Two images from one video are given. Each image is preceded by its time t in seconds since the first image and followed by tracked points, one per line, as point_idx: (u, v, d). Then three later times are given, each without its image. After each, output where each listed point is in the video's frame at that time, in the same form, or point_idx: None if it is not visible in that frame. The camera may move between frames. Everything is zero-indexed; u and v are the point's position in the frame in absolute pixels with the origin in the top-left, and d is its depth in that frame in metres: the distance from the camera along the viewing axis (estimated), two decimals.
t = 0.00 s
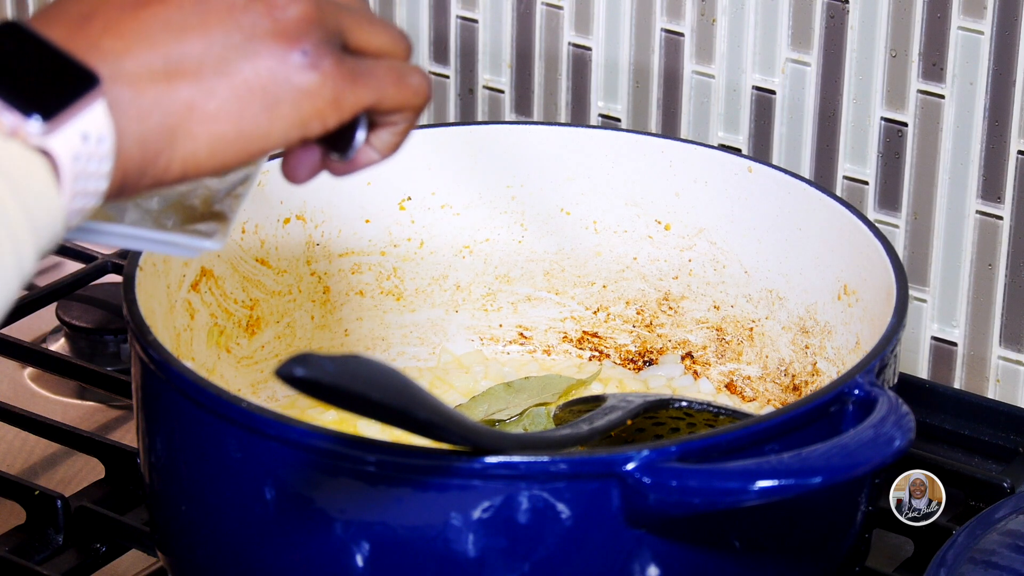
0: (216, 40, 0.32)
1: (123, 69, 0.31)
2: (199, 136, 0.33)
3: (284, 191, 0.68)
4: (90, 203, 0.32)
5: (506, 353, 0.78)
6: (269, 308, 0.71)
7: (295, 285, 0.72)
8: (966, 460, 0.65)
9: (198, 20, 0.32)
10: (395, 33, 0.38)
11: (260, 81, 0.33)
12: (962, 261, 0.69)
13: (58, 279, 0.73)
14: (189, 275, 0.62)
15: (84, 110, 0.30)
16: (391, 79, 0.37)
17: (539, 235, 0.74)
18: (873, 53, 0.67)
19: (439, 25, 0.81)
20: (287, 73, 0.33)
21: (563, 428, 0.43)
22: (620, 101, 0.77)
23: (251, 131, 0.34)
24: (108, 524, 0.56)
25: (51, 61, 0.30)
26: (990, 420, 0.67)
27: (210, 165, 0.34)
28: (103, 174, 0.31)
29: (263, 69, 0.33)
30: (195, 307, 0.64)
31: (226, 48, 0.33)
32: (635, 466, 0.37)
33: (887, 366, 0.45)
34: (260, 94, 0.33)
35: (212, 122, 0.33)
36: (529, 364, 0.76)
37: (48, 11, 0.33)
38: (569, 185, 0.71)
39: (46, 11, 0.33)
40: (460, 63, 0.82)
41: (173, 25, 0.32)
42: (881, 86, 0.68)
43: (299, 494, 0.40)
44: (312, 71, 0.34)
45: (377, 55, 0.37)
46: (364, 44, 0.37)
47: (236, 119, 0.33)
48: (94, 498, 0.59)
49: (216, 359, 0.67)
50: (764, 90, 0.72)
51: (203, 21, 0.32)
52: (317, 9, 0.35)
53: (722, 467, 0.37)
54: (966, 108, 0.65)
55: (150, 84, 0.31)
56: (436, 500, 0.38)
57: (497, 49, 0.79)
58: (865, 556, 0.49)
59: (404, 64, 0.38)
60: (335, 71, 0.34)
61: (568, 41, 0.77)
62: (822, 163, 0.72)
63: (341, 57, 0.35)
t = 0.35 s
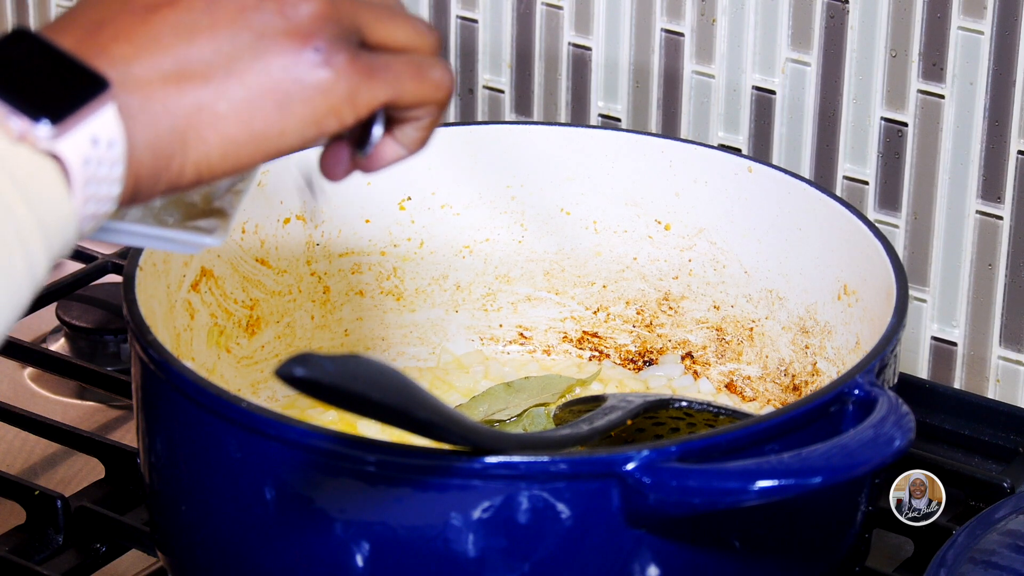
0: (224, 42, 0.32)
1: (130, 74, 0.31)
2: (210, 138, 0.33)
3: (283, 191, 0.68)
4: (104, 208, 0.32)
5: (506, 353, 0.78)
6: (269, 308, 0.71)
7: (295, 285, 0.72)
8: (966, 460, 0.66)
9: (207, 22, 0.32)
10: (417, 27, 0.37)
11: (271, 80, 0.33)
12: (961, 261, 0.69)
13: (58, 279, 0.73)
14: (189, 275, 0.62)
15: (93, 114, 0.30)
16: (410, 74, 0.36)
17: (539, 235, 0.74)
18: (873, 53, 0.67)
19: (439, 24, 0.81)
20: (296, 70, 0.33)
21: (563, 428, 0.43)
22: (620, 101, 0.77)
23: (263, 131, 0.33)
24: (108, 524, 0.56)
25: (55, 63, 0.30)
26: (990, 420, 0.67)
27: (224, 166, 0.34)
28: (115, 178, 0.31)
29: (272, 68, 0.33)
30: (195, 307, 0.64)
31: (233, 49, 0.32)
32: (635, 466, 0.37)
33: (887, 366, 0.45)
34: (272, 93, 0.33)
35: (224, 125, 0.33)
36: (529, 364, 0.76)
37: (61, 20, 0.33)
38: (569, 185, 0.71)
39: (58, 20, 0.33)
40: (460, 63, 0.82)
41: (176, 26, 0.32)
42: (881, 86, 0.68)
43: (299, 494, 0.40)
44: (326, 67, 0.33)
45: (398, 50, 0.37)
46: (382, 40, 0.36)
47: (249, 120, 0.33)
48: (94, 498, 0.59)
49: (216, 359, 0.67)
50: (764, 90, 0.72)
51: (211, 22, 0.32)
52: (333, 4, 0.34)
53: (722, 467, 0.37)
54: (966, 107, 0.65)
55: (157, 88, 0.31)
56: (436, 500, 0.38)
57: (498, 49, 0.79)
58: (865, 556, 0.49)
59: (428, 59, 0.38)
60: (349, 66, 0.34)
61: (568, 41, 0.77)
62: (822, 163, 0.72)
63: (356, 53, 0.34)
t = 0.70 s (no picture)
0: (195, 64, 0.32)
1: (91, 93, 0.31)
2: (165, 158, 0.32)
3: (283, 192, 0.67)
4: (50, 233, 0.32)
5: (506, 353, 0.77)
6: (269, 309, 0.71)
7: (295, 285, 0.72)
8: (966, 460, 0.65)
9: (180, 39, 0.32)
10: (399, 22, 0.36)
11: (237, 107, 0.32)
12: (962, 261, 0.69)
13: (58, 280, 0.73)
14: (190, 275, 0.62)
15: (42, 140, 0.30)
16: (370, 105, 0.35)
17: (539, 235, 0.74)
18: (874, 53, 0.67)
19: (439, 24, 0.81)
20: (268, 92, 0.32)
21: (563, 428, 0.43)
22: (620, 101, 0.77)
23: (214, 151, 0.33)
24: (108, 524, 0.56)
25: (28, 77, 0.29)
26: (990, 420, 0.67)
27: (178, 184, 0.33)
28: (63, 203, 0.31)
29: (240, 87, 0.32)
30: (195, 307, 0.64)
31: (196, 70, 0.32)
32: (635, 466, 0.37)
33: (887, 366, 0.45)
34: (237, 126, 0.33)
35: (177, 145, 0.32)
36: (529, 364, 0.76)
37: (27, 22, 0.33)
38: (569, 185, 0.71)
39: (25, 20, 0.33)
40: (460, 63, 0.82)
41: (156, 27, 0.31)
42: (881, 86, 0.68)
43: (300, 494, 0.40)
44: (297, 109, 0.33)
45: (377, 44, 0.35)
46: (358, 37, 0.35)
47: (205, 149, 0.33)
48: (94, 498, 0.59)
49: (216, 360, 0.67)
50: (764, 90, 0.72)
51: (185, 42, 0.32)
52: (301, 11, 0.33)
53: (722, 467, 0.37)
54: (966, 107, 0.65)
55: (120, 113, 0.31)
56: (436, 500, 0.38)
57: (498, 49, 0.79)
58: (864, 557, 0.49)
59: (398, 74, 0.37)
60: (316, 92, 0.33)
61: (568, 41, 0.77)
62: (822, 163, 0.72)
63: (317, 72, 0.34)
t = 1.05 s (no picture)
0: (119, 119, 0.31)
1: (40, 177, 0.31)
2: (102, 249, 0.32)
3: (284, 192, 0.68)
4: None
5: (506, 353, 0.77)
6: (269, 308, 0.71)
7: (295, 285, 0.72)
8: (966, 460, 0.65)
9: (125, 87, 0.31)
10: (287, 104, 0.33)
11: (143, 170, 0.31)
12: (961, 261, 0.69)
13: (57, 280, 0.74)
14: (189, 275, 0.62)
15: None
16: (308, 146, 0.34)
17: (539, 235, 0.74)
18: (874, 53, 0.67)
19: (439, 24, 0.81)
20: (186, 151, 0.31)
21: (563, 428, 0.43)
22: (620, 101, 0.77)
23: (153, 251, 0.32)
24: (108, 524, 0.56)
25: None
26: (990, 420, 0.67)
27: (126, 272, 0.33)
28: None
29: (162, 146, 0.31)
30: (195, 307, 0.64)
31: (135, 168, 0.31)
32: (635, 466, 0.37)
33: (887, 366, 0.45)
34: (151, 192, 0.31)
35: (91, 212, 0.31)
36: (529, 364, 0.76)
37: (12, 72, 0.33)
38: (569, 185, 0.71)
39: (11, 69, 0.34)
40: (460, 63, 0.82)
41: (110, 122, 0.31)
42: (881, 86, 0.68)
43: (300, 494, 0.40)
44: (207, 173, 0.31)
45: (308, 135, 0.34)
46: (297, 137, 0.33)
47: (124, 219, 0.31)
48: (94, 498, 0.59)
49: (216, 360, 0.67)
50: (764, 90, 0.72)
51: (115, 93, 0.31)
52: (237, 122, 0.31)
53: (722, 467, 0.37)
54: (966, 108, 0.65)
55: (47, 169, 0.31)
56: (436, 500, 0.38)
57: (497, 48, 0.80)
58: (865, 557, 0.49)
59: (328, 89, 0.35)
60: (236, 150, 0.31)
61: (568, 42, 0.77)
62: (822, 163, 0.72)
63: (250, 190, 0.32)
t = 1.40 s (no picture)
0: (72, 128, 0.30)
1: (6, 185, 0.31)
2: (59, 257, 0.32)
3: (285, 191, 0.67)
4: None
5: (506, 353, 0.77)
6: (269, 308, 0.71)
7: (295, 285, 0.72)
8: (966, 460, 0.65)
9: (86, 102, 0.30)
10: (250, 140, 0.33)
11: (98, 186, 0.31)
12: (961, 261, 0.69)
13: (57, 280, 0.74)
14: (189, 275, 0.62)
15: None
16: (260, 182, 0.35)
17: (539, 235, 0.74)
18: (873, 52, 0.67)
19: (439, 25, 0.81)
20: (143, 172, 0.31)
21: (563, 428, 0.43)
22: (620, 101, 0.77)
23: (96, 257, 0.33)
24: (108, 524, 0.56)
25: None
26: (990, 420, 0.67)
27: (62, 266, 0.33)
28: None
29: (121, 164, 0.31)
30: (195, 307, 0.64)
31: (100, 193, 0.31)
32: (635, 466, 0.37)
33: (887, 366, 0.45)
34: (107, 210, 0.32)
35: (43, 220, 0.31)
36: (529, 364, 0.76)
37: None
38: (569, 185, 0.71)
39: None
40: (460, 63, 0.82)
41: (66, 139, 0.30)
42: (881, 86, 0.68)
43: (300, 494, 0.40)
44: (162, 203, 0.32)
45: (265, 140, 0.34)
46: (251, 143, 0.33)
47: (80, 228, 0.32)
48: (94, 498, 0.59)
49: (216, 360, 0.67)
50: (764, 90, 0.72)
51: (81, 106, 0.30)
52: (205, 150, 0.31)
53: (722, 467, 0.37)
54: (966, 108, 0.65)
55: (1, 174, 0.30)
56: (436, 500, 0.38)
57: (497, 48, 0.80)
58: (864, 557, 0.49)
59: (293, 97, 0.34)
60: (187, 189, 0.32)
61: (568, 42, 0.77)
62: (822, 163, 0.72)
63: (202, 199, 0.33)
